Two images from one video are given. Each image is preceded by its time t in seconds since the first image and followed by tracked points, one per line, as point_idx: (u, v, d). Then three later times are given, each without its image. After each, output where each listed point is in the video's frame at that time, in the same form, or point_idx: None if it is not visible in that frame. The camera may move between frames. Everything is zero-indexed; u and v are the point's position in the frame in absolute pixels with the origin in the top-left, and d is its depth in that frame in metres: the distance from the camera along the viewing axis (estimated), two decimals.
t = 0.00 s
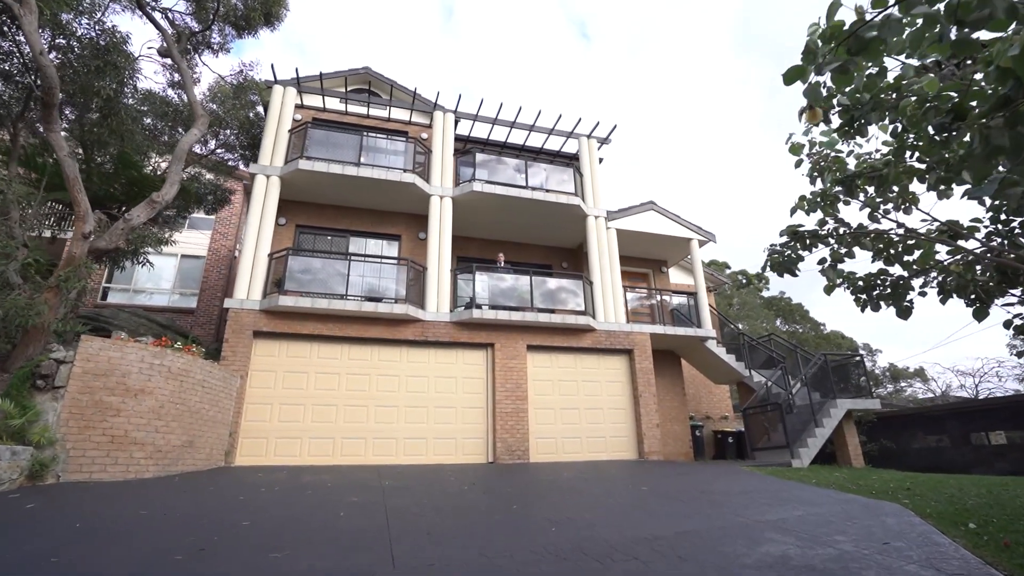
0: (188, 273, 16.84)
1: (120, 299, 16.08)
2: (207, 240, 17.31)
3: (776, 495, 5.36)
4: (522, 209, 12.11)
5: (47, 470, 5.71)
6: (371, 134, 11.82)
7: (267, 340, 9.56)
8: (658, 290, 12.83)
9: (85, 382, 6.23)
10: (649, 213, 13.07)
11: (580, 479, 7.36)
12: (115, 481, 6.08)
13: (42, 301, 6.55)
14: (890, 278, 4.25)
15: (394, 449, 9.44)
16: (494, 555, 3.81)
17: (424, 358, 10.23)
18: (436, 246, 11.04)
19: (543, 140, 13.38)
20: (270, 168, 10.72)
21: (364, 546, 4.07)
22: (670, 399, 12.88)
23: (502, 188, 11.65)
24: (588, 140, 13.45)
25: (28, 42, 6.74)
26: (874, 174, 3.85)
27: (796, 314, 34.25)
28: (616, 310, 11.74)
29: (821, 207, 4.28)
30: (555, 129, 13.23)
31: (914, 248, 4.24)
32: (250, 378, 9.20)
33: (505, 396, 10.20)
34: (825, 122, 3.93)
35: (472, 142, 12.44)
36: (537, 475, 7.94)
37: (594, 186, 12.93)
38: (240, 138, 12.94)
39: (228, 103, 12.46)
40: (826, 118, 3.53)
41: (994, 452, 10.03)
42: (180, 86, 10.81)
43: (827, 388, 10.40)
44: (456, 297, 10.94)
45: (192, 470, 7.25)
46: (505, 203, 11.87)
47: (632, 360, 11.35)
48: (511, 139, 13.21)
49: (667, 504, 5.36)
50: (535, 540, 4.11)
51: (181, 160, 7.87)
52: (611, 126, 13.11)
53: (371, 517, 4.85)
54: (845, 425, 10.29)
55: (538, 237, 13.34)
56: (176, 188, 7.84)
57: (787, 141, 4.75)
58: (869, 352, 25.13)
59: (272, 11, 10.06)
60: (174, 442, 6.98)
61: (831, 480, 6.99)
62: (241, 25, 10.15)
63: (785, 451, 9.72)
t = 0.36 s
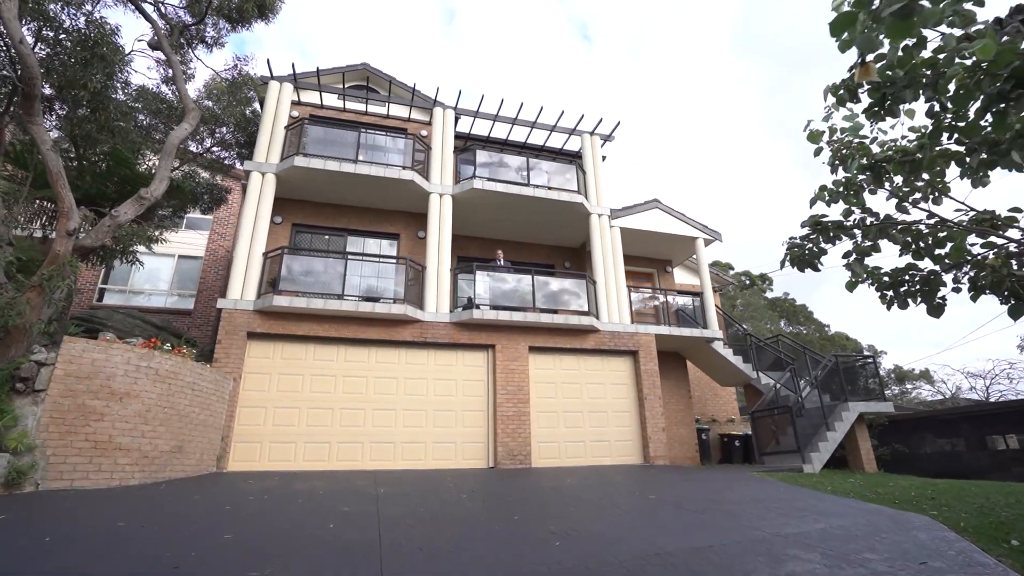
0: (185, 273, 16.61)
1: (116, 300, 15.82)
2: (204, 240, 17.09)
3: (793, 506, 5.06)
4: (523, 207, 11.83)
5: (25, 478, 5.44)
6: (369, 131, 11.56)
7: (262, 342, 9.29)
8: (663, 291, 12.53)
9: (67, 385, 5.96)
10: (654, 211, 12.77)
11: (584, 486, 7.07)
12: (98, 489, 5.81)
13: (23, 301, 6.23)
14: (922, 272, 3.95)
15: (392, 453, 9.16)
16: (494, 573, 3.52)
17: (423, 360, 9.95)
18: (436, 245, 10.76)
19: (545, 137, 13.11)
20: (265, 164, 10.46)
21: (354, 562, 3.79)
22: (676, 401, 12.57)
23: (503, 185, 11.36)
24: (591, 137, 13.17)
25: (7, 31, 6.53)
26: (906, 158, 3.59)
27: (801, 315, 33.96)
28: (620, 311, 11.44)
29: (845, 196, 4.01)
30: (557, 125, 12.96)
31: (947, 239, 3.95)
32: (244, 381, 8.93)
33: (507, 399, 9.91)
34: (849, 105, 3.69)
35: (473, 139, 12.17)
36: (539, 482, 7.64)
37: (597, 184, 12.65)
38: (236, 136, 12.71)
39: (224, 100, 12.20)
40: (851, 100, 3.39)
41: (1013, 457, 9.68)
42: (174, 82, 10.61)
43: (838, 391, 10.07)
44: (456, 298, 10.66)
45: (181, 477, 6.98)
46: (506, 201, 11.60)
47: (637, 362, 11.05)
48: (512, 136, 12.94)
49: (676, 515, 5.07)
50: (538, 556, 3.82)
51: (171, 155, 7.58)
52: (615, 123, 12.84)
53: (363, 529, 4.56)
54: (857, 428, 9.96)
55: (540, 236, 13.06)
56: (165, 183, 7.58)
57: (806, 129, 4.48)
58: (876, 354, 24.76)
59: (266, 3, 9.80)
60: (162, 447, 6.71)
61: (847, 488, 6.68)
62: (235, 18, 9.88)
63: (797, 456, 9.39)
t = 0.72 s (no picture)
0: (183, 273, 16.39)
1: (113, 301, 15.59)
2: (202, 240, 16.88)
3: (811, 517, 4.77)
4: (525, 205, 11.55)
5: None
6: (367, 127, 11.30)
7: (256, 343, 9.02)
8: (668, 291, 12.23)
9: (47, 389, 5.69)
10: (659, 209, 12.47)
11: (589, 494, 6.78)
12: (79, 497, 5.54)
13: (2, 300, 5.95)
14: (954, 268, 3.69)
15: (390, 458, 8.89)
16: None
17: (422, 362, 9.67)
18: (435, 243, 10.48)
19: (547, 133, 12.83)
20: (259, 161, 10.19)
21: None
22: (682, 404, 12.27)
23: (504, 182, 11.09)
24: (594, 133, 12.88)
25: None
26: (944, 142, 3.36)
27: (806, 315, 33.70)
28: (625, 311, 11.15)
29: (872, 186, 3.72)
30: (560, 122, 12.67)
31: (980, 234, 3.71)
32: (237, 383, 8.68)
33: (508, 401, 9.62)
34: (877, 82, 3.43)
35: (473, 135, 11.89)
36: (541, 488, 7.36)
37: (601, 181, 12.36)
38: (233, 133, 12.45)
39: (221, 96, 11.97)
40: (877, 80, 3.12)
41: None
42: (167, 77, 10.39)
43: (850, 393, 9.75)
44: (456, 298, 10.38)
45: (169, 483, 6.72)
46: (507, 199, 11.31)
47: (642, 363, 10.76)
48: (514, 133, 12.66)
49: (687, 527, 4.77)
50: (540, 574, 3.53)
51: (160, 150, 7.30)
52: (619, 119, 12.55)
53: (352, 543, 4.27)
54: (870, 432, 9.64)
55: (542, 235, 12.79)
56: (154, 179, 7.32)
57: (827, 115, 4.18)
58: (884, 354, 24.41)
59: None
60: (148, 453, 6.45)
61: (865, 496, 6.37)
62: (228, 10, 9.61)
63: (808, 461, 9.07)
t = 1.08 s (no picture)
0: (179, 274, 16.14)
1: (108, 302, 15.35)
2: (200, 240, 16.64)
3: (833, 530, 4.47)
4: (527, 203, 11.27)
5: None
6: (365, 123, 11.04)
7: (249, 345, 8.75)
8: (674, 291, 11.92)
9: (25, 393, 5.42)
10: (664, 207, 12.18)
11: (594, 502, 6.47)
12: (58, 507, 5.27)
13: None
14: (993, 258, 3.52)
15: (388, 463, 8.62)
16: None
17: (421, 364, 9.39)
18: (434, 242, 10.20)
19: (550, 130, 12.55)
20: (254, 157, 9.93)
21: None
22: (689, 407, 11.97)
23: (506, 179, 10.81)
24: (597, 130, 12.61)
25: None
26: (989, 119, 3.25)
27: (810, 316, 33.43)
28: (629, 311, 10.86)
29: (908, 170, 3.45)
30: (563, 118, 12.40)
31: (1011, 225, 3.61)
32: (229, 386, 8.40)
33: (509, 405, 9.33)
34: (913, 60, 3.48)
35: (474, 132, 11.61)
36: (544, 496, 7.06)
37: (604, 178, 12.08)
38: (229, 130, 12.27)
39: (217, 93, 11.79)
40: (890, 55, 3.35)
41: None
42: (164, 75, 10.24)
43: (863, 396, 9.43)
44: (456, 298, 10.08)
45: (155, 491, 6.44)
46: (509, 196, 11.03)
47: (647, 365, 10.46)
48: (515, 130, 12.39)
49: (701, 540, 4.46)
50: None
51: (148, 143, 7.04)
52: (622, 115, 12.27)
53: (339, 559, 3.97)
54: (884, 436, 9.31)
55: (544, 234, 12.50)
56: (141, 174, 7.05)
57: (849, 98, 3.84)
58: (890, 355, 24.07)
59: None
60: (133, 460, 6.17)
61: (885, 505, 6.06)
62: (222, 2, 9.39)
63: (821, 466, 8.75)
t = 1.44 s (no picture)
0: (176, 275, 15.90)
1: (104, 304, 15.12)
2: (197, 241, 16.40)
3: (859, 546, 4.16)
4: (530, 201, 10.98)
5: None
6: (363, 119, 10.78)
7: (242, 347, 8.47)
8: (680, 291, 11.62)
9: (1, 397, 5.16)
10: (669, 206, 11.90)
11: (600, 512, 6.17)
12: (35, 518, 5.00)
13: None
14: None
15: (386, 469, 8.34)
16: None
17: (420, 367, 9.10)
18: (434, 241, 9.92)
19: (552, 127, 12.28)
20: (249, 154, 9.66)
21: None
22: (695, 410, 11.68)
23: (507, 177, 10.53)
24: (601, 127, 12.33)
25: None
26: None
27: (814, 318, 33.09)
28: (634, 312, 10.56)
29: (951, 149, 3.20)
30: (565, 114, 12.12)
31: None
32: (221, 390, 8.12)
33: (511, 409, 9.03)
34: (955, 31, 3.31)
35: (474, 129, 11.34)
36: (546, 504, 6.76)
37: (608, 176, 11.80)
38: (225, 128, 12.01)
39: (214, 90, 11.57)
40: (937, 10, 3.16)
41: None
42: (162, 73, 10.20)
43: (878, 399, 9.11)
44: (456, 298, 9.79)
45: (141, 500, 6.17)
46: (510, 194, 10.75)
47: (653, 368, 10.16)
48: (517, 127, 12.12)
49: (717, 556, 4.15)
50: None
51: (135, 138, 6.81)
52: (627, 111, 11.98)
53: None
54: (899, 441, 8.98)
55: (547, 233, 12.23)
56: (128, 169, 6.82)
57: (880, 78, 3.58)
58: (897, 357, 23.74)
59: None
60: (117, 467, 5.90)
61: (907, 515, 5.74)
62: None
63: (835, 472, 8.43)
